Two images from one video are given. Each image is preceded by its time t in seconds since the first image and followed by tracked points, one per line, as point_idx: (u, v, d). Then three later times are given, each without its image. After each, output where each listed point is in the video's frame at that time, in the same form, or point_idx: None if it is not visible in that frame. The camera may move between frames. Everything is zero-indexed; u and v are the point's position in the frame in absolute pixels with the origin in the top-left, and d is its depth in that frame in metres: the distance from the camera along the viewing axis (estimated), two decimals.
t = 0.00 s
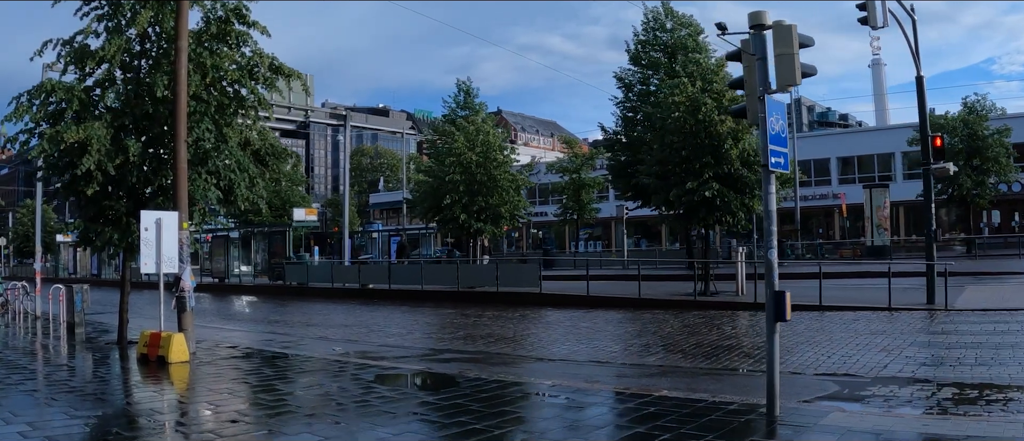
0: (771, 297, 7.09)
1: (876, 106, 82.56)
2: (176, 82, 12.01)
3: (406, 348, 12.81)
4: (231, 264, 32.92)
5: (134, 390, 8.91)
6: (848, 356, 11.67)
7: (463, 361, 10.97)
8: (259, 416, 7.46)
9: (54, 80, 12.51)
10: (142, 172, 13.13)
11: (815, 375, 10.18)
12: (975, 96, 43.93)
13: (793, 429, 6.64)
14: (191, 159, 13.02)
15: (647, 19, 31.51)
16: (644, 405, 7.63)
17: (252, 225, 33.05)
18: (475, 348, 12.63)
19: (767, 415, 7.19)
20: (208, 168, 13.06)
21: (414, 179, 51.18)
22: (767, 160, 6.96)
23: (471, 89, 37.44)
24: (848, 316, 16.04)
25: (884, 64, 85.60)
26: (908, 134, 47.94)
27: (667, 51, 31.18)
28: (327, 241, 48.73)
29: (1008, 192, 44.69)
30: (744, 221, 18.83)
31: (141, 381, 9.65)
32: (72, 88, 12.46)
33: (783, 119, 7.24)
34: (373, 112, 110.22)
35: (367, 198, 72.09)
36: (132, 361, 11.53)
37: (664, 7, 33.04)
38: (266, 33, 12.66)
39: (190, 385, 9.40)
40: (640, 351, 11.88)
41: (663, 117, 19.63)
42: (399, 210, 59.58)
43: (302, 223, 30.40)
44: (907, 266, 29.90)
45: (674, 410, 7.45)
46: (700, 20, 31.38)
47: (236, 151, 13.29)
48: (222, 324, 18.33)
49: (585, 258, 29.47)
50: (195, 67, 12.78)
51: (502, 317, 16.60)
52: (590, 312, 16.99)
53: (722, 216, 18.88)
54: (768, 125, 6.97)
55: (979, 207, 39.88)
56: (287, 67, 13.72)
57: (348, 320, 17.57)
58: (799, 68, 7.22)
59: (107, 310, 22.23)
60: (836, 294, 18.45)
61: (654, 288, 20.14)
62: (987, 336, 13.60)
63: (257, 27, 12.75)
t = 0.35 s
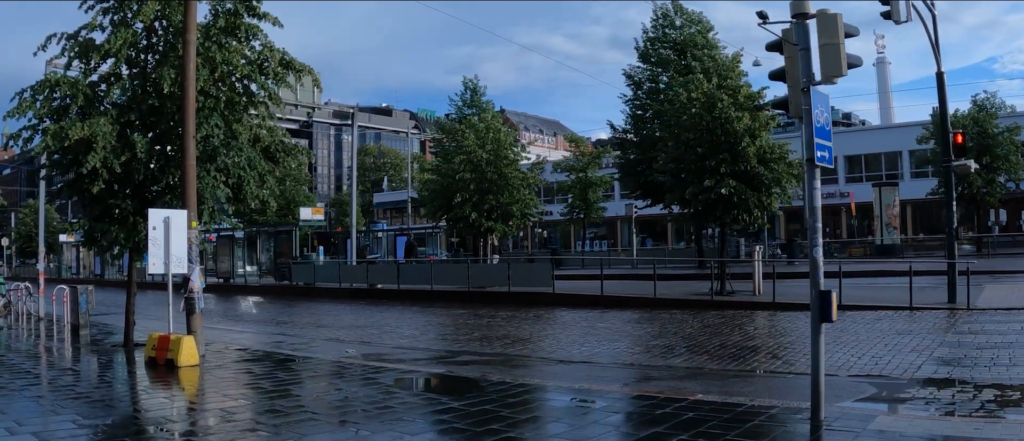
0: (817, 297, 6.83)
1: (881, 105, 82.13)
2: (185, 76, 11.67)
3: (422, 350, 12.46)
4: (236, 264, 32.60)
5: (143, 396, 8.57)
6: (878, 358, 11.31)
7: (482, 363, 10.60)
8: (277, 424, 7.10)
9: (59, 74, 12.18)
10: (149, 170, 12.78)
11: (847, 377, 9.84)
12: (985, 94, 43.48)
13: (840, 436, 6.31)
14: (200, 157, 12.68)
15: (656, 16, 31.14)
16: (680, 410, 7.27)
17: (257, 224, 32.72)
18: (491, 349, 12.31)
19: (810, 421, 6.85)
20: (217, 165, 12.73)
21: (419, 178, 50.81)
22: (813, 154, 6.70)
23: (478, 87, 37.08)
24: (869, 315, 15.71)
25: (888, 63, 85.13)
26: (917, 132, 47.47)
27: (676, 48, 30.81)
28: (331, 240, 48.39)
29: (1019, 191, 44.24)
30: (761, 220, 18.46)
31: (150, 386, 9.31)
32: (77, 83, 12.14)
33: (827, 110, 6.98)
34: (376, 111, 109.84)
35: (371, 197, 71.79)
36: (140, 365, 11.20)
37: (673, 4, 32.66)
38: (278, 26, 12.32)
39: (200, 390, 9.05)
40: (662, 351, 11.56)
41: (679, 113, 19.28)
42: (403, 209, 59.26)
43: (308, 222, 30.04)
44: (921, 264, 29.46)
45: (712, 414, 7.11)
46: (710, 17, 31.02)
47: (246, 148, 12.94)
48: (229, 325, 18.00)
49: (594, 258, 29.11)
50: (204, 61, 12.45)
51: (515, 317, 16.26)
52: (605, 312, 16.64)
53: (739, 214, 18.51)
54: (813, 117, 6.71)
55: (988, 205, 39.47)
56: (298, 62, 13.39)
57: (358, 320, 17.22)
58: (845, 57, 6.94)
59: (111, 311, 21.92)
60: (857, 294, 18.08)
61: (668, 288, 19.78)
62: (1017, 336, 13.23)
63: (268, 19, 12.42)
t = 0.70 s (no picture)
0: (860, 301, 6.50)
1: (885, 106, 81.74)
2: (193, 73, 11.35)
3: (435, 354, 12.13)
4: (240, 265, 32.28)
5: (150, 404, 8.24)
6: (906, 362, 10.97)
7: (500, 369, 10.26)
8: (292, 435, 6.76)
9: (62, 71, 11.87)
10: (155, 170, 12.47)
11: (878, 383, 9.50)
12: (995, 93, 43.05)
13: None
14: (207, 156, 12.37)
15: (665, 15, 30.78)
16: (716, 418, 6.93)
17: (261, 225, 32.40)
18: (506, 353, 11.98)
19: (853, 431, 6.50)
20: (225, 165, 12.42)
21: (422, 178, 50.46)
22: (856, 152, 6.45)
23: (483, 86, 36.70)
24: (889, 317, 15.37)
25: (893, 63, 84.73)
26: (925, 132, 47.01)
27: (685, 47, 30.46)
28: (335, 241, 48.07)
29: None
30: (776, 221, 18.14)
31: (157, 393, 8.99)
32: (81, 80, 11.83)
33: (870, 105, 6.70)
34: (378, 112, 109.52)
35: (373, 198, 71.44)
36: (147, 371, 10.87)
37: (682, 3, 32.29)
38: (288, 22, 12.02)
39: (209, 398, 8.72)
40: (683, 356, 11.22)
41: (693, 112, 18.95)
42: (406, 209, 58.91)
43: (312, 223, 29.69)
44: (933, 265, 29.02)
45: (750, 423, 6.76)
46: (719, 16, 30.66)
47: (255, 147, 12.63)
48: (234, 328, 17.68)
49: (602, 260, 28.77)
50: (212, 57, 12.15)
51: (527, 320, 15.92)
52: (618, 314, 16.30)
53: (754, 215, 18.18)
54: (857, 114, 6.47)
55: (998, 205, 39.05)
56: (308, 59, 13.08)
57: (367, 323, 16.88)
58: (890, 52, 6.63)
59: (114, 313, 21.60)
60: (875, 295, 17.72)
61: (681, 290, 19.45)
62: None
63: (277, 15, 12.11)
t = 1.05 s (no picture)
0: (904, 295, 6.16)
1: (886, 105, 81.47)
2: (196, 63, 10.99)
3: (444, 354, 11.76)
4: (240, 264, 31.92)
5: (151, 407, 7.87)
6: (933, 360, 10.60)
7: (515, 369, 9.89)
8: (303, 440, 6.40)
9: (60, 62, 11.51)
10: (156, 165, 12.10)
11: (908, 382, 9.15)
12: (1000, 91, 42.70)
13: None
14: (210, 150, 12.02)
15: (669, 12, 30.45)
16: (751, 420, 6.59)
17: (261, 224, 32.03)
18: (518, 353, 11.62)
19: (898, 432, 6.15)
20: (229, 159, 12.06)
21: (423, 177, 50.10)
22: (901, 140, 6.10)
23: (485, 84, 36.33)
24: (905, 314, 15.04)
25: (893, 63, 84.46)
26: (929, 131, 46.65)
27: (690, 44, 30.12)
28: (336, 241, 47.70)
29: None
30: (788, 218, 17.80)
31: (159, 395, 8.63)
32: (79, 71, 11.47)
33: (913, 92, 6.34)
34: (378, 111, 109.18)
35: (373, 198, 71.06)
36: (148, 372, 10.51)
37: None
38: (294, 12, 11.66)
39: (214, 400, 8.35)
40: (702, 355, 10.87)
41: (704, 108, 18.60)
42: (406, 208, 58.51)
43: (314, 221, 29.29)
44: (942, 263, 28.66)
45: (788, 426, 6.41)
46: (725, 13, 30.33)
47: (259, 141, 12.28)
48: (236, 328, 17.32)
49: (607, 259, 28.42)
50: (215, 48, 11.79)
51: (536, 319, 15.55)
52: (629, 313, 15.95)
53: (766, 213, 17.84)
54: (900, 100, 6.13)
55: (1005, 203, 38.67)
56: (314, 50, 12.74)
57: (371, 323, 16.52)
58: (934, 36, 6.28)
59: (113, 313, 21.22)
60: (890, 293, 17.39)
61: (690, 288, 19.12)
62: None
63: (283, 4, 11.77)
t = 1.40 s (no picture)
0: (948, 301, 5.83)
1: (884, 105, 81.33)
2: (197, 59, 10.65)
3: (452, 360, 11.42)
4: (238, 265, 31.55)
5: (151, 418, 7.52)
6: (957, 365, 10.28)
7: (527, 376, 9.55)
8: None
9: (56, 59, 11.15)
10: (154, 164, 11.74)
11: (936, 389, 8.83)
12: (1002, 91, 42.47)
13: None
14: (211, 149, 11.67)
15: (673, 11, 30.17)
16: (785, 432, 6.26)
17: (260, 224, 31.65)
18: (528, 358, 11.28)
19: None
20: (229, 158, 11.73)
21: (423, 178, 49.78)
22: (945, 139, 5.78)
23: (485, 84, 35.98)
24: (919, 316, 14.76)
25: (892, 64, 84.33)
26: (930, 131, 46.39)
27: (694, 44, 29.84)
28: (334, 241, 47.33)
29: None
30: (798, 219, 17.50)
31: (160, 405, 8.28)
32: (76, 67, 11.11)
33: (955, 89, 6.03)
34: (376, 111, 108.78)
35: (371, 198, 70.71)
36: (147, 379, 10.16)
37: None
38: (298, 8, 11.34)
39: (216, 410, 8.01)
40: (719, 360, 10.54)
41: (713, 107, 18.31)
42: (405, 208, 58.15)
43: (314, 222, 28.95)
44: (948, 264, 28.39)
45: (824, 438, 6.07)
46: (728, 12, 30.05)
47: (261, 139, 11.94)
48: (236, 331, 16.96)
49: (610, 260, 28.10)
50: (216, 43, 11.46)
51: (542, 322, 15.21)
52: (638, 316, 15.62)
53: (776, 213, 17.55)
54: (944, 98, 5.82)
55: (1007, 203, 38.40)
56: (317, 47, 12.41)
57: (374, 326, 16.16)
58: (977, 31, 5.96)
59: (110, 315, 20.86)
60: (902, 295, 17.10)
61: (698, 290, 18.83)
62: None
63: None
